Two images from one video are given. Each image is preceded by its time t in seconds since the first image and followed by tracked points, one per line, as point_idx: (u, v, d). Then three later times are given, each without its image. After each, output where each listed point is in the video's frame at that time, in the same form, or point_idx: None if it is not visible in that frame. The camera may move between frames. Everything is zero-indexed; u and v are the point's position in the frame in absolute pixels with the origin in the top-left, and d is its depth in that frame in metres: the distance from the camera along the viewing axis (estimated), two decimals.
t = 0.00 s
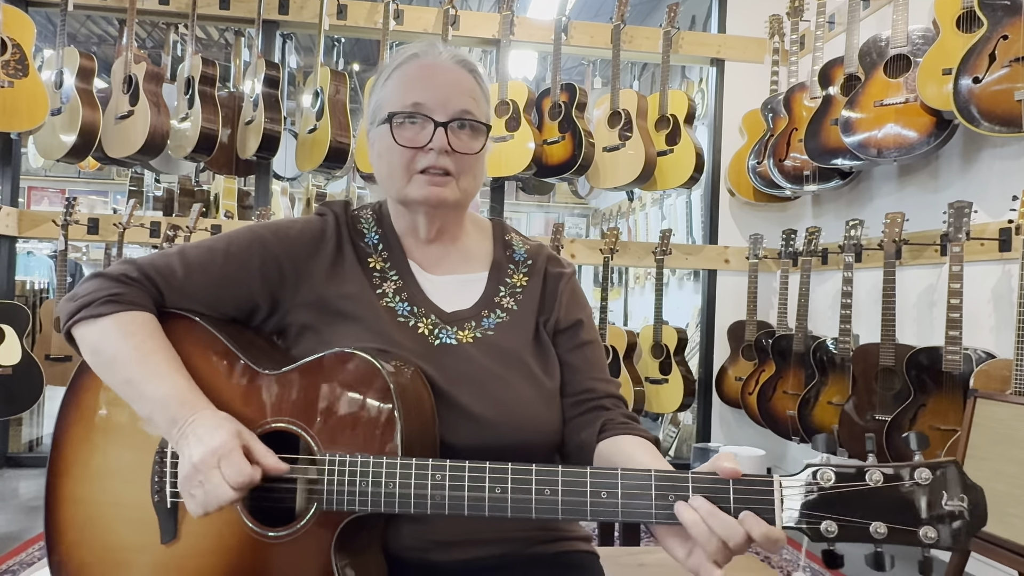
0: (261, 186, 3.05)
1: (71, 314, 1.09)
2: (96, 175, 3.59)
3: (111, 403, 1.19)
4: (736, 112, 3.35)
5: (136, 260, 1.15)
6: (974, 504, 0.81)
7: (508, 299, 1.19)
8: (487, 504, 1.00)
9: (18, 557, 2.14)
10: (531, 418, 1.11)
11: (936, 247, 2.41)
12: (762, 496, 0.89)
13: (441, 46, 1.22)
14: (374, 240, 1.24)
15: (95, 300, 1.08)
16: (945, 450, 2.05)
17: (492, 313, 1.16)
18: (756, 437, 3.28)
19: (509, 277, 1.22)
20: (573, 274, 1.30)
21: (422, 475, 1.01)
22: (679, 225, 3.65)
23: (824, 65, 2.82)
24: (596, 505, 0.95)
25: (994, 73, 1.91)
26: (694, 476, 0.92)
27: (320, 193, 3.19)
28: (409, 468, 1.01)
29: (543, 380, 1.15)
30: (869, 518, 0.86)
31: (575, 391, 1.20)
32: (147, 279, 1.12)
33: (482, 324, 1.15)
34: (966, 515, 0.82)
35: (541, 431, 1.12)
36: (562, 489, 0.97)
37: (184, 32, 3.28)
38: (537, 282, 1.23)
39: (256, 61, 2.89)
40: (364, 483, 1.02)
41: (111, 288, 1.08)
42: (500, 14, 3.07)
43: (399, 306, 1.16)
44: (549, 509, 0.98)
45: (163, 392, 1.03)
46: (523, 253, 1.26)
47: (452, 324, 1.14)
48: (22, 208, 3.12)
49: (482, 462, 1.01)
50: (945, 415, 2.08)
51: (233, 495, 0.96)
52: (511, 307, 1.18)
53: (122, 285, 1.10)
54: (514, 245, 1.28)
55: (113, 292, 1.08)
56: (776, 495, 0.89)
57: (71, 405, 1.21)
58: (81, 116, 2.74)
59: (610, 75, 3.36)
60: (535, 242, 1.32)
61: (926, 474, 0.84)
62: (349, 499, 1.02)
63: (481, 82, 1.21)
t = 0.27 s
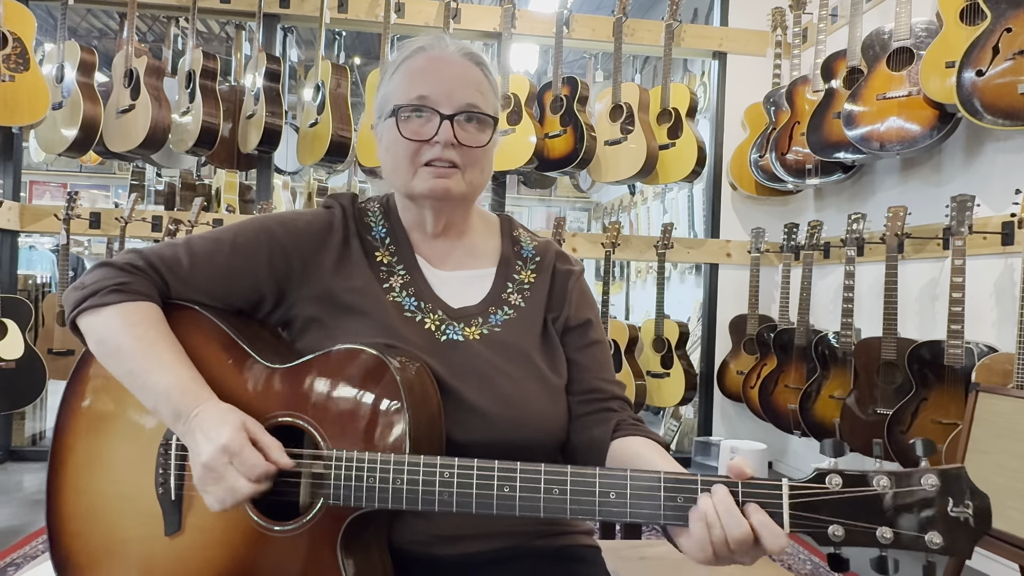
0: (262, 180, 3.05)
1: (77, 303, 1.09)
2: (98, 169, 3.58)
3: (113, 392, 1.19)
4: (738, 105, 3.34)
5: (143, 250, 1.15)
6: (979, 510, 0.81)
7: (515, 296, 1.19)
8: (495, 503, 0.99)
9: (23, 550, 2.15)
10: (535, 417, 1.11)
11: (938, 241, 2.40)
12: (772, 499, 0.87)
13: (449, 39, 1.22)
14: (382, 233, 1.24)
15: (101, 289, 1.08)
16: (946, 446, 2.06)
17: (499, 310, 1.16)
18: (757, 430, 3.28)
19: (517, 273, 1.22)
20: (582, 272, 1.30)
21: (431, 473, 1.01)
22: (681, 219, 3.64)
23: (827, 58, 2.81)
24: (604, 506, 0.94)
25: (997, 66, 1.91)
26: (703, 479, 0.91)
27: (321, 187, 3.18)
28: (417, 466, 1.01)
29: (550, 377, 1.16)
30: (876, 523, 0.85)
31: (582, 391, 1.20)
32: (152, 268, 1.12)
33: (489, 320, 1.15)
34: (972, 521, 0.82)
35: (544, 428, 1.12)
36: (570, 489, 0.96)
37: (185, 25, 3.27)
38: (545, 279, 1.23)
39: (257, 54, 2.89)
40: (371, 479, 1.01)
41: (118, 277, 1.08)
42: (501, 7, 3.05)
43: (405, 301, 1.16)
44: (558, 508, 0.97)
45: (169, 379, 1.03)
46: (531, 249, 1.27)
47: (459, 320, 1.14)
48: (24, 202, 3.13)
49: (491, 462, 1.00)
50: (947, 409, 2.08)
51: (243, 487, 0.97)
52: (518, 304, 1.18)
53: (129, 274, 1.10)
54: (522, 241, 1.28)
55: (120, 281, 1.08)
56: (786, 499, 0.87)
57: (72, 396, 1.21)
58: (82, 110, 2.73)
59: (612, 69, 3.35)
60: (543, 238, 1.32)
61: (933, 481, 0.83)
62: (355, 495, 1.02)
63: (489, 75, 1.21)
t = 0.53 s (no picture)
0: (264, 172, 3.05)
1: (79, 292, 1.09)
2: (100, 161, 3.58)
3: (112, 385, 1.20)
4: (741, 96, 3.33)
5: (144, 240, 1.15)
6: (969, 491, 0.81)
7: (511, 284, 1.19)
8: (491, 490, 1.00)
9: (27, 541, 2.17)
10: (530, 403, 1.12)
11: (942, 233, 2.40)
12: (763, 482, 0.88)
13: (449, 31, 1.21)
14: (379, 223, 1.24)
15: (104, 278, 1.08)
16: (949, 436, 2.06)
17: (494, 297, 1.16)
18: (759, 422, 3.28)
19: (513, 262, 1.22)
20: (579, 264, 1.30)
21: (426, 461, 1.01)
22: (684, 211, 3.63)
23: (830, 48, 2.80)
24: (598, 490, 0.95)
25: (1002, 57, 1.89)
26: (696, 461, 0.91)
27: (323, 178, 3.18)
28: (412, 454, 1.02)
29: (545, 364, 1.16)
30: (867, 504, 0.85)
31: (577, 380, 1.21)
32: (152, 257, 1.12)
33: (484, 307, 1.15)
34: (963, 502, 0.81)
35: (539, 414, 1.13)
36: (565, 475, 0.97)
37: (186, 16, 3.25)
38: (542, 268, 1.23)
39: (259, 45, 2.87)
40: (368, 467, 1.02)
41: (120, 266, 1.09)
42: None
43: (400, 289, 1.16)
44: (553, 494, 0.98)
45: (170, 368, 1.04)
46: (528, 240, 1.26)
47: (454, 307, 1.14)
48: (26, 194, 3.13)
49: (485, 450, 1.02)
50: (949, 401, 2.09)
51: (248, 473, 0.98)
52: (514, 292, 1.18)
53: (131, 264, 1.10)
54: (520, 231, 1.28)
55: (122, 271, 1.08)
56: (777, 482, 0.87)
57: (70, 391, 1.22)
58: (83, 102, 2.73)
59: (615, 59, 3.34)
60: (541, 229, 1.32)
61: (924, 463, 0.83)
62: (352, 483, 1.03)
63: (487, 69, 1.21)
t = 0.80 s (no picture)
0: (266, 159, 3.05)
1: (87, 281, 1.09)
2: (101, 148, 3.57)
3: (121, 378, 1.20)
4: (745, 82, 3.30)
5: (149, 229, 1.15)
6: (978, 465, 0.80)
7: (510, 269, 1.18)
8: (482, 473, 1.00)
9: (34, 526, 2.18)
10: (530, 379, 1.12)
11: (946, 219, 2.38)
12: (757, 460, 0.88)
13: (431, 19, 1.20)
14: (379, 212, 1.23)
15: (112, 266, 1.08)
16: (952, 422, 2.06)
17: (494, 282, 1.16)
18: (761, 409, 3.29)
19: (513, 248, 1.21)
20: (579, 250, 1.29)
21: (420, 443, 1.02)
22: (686, 197, 3.59)
23: (836, 33, 2.77)
24: (592, 470, 0.96)
25: (1009, 42, 1.87)
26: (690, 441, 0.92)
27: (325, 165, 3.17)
28: (407, 437, 1.02)
29: (545, 344, 1.16)
30: (872, 480, 0.84)
31: (577, 366, 1.20)
32: (154, 245, 1.12)
33: (483, 291, 1.15)
34: (971, 477, 0.80)
35: (542, 399, 1.13)
36: (560, 454, 0.98)
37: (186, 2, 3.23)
38: (542, 255, 1.22)
39: (260, 31, 2.86)
40: (365, 450, 1.03)
41: (127, 255, 1.09)
42: None
43: (401, 276, 1.16)
44: (546, 475, 0.98)
45: (179, 359, 1.04)
46: (527, 225, 1.25)
47: (454, 291, 1.14)
48: (28, 181, 3.13)
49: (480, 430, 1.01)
50: (951, 388, 2.09)
51: (262, 466, 0.99)
52: (513, 277, 1.18)
53: (138, 253, 1.10)
54: (519, 217, 1.27)
55: (130, 260, 1.08)
56: (775, 458, 0.87)
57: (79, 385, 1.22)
58: (84, 88, 2.72)
59: (618, 45, 3.31)
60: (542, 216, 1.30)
61: (930, 436, 0.82)
62: (348, 467, 1.04)
63: (467, 53, 1.18)
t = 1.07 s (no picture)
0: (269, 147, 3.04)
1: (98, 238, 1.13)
2: (105, 136, 3.57)
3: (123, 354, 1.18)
4: (752, 69, 3.28)
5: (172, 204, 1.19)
6: (985, 489, 0.79)
7: (515, 255, 1.18)
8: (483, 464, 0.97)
9: (42, 512, 2.21)
10: (528, 363, 1.11)
11: (953, 207, 2.37)
12: (773, 473, 0.85)
13: (430, 10, 1.19)
14: (390, 199, 1.23)
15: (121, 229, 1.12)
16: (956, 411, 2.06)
17: (497, 266, 1.16)
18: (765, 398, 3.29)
19: (520, 234, 1.21)
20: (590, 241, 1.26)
21: (435, 436, 0.99)
22: (691, 186, 3.57)
23: (843, 19, 2.74)
24: (607, 473, 0.93)
25: (1019, 27, 1.85)
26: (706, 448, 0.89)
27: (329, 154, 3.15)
28: (422, 428, 0.99)
29: (544, 328, 1.15)
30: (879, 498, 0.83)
31: (574, 355, 1.19)
32: (168, 225, 1.15)
33: (486, 274, 1.14)
34: (977, 500, 0.80)
35: (538, 382, 1.13)
36: (574, 454, 0.94)
37: None
38: (548, 241, 1.21)
39: (263, 18, 2.84)
40: (377, 439, 1.01)
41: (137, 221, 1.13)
42: None
43: (406, 258, 1.15)
44: (560, 474, 0.94)
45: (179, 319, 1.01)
46: (537, 214, 1.24)
47: (455, 273, 1.14)
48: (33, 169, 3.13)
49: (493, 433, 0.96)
50: (957, 376, 2.08)
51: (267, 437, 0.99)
52: (517, 262, 1.17)
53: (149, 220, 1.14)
54: (531, 206, 1.26)
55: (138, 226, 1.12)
56: (790, 472, 0.85)
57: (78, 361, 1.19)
58: (87, 76, 2.71)
59: (623, 32, 3.29)
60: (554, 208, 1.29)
61: (940, 459, 0.81)
62: (360, 454, 1.02)
63: (458, 37, 1.15)
